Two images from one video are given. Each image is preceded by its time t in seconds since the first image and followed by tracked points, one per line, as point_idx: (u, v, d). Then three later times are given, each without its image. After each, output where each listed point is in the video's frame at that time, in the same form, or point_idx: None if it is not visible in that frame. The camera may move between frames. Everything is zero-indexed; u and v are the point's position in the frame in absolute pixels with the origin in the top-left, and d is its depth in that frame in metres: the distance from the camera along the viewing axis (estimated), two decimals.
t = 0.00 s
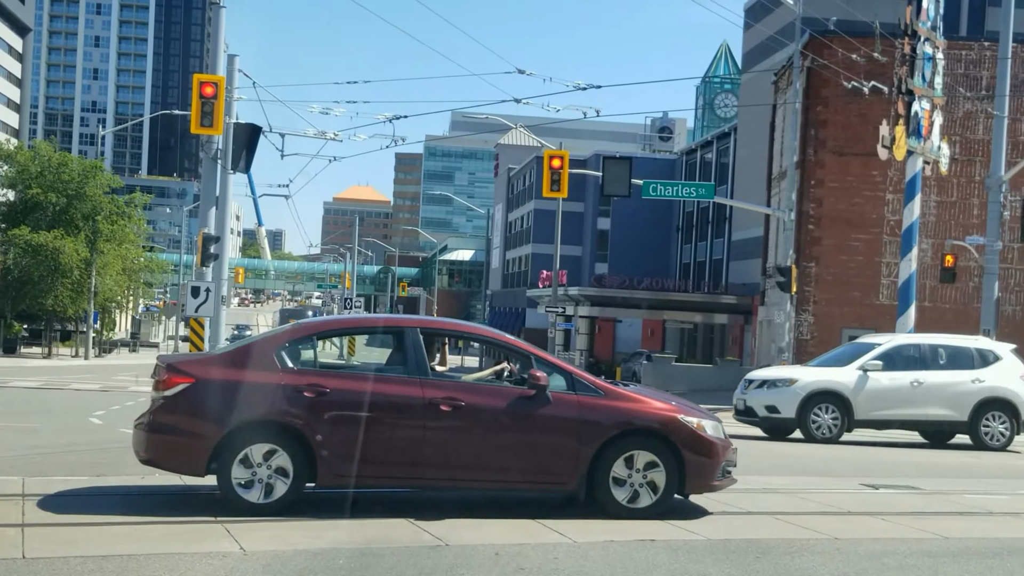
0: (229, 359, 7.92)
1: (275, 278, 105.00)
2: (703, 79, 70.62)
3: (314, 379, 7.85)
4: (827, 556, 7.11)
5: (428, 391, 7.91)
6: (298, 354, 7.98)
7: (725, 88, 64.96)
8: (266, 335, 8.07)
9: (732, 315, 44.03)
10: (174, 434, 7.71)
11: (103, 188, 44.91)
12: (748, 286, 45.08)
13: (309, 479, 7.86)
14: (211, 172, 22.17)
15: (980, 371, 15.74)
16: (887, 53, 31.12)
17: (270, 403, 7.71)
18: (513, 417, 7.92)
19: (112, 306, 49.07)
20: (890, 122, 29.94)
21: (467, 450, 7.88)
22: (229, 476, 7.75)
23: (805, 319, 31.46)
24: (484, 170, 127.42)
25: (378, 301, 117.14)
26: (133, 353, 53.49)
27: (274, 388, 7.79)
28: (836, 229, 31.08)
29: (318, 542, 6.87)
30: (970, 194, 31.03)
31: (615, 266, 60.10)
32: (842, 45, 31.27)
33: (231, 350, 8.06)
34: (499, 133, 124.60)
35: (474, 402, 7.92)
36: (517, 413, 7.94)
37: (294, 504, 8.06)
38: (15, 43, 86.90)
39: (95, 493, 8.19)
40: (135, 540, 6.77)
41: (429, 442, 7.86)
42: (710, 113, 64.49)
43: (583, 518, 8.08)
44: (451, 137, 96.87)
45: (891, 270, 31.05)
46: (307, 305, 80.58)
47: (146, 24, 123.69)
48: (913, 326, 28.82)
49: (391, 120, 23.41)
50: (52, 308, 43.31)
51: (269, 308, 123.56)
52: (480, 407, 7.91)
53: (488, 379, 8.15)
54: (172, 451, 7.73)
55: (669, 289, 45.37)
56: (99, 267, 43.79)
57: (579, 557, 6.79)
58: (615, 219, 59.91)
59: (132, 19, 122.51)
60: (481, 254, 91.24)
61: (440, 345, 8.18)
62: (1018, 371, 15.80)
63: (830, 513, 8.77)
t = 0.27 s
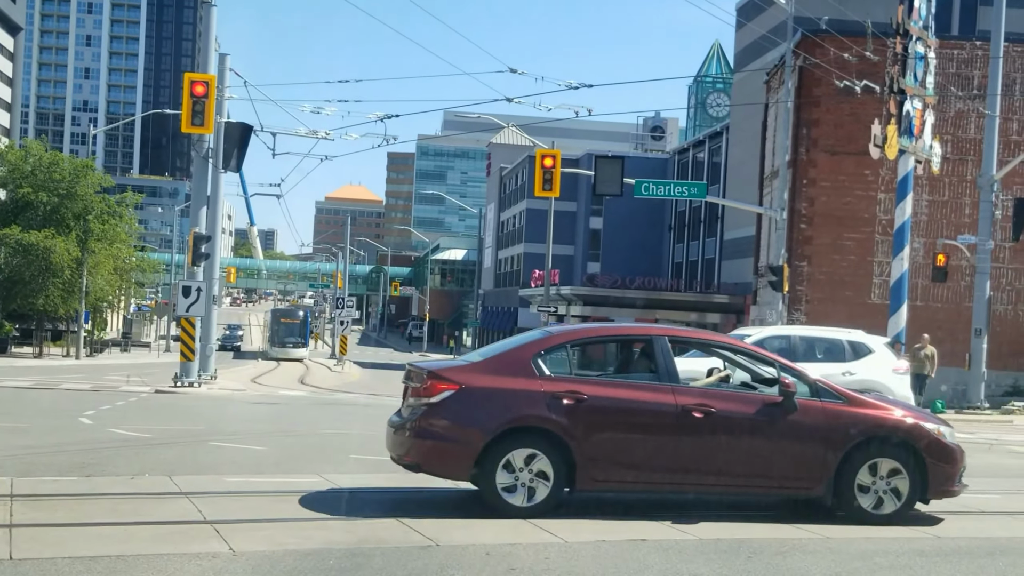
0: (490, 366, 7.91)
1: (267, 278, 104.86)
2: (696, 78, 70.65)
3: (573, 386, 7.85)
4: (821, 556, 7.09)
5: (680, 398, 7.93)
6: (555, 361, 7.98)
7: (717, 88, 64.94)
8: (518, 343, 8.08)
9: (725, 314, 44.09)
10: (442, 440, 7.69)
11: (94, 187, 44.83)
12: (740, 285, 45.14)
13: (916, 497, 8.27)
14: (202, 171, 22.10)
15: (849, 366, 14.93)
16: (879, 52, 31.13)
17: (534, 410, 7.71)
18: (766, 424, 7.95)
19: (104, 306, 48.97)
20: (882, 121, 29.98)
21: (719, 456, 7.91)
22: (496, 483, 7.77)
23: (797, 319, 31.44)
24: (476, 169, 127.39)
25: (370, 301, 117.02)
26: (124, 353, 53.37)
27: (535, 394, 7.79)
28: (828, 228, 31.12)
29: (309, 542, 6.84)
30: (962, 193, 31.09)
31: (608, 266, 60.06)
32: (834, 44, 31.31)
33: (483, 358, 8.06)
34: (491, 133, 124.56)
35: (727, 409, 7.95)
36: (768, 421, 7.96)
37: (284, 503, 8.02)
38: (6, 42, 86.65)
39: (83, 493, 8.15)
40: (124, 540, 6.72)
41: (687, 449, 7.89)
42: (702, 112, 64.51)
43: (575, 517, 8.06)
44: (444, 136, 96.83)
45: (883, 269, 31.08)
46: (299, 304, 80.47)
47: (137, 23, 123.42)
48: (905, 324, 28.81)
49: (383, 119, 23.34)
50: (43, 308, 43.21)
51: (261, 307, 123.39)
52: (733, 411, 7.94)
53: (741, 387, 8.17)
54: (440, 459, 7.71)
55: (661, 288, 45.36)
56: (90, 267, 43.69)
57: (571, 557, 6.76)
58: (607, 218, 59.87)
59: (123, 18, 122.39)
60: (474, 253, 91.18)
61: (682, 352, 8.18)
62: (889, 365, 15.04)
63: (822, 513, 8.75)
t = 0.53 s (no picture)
0: (747, 374, 8.06)
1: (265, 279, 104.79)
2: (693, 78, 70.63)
3: (832, 395, 7.94)
4: (819, 556, 7.07)
5: (934, 406, 7.97)
6: (811, 371, 8.09)
7: (714, 88, 64.96)
8: (772, 353, 8.19)
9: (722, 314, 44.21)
10: (702, 445, 7.89)
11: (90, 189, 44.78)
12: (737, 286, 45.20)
13: None
14: (199, 172, 22.07)
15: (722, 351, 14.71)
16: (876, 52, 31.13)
17: (793, 418, 7.82)
18: (1016, 434, 7.95)
19: (101, 307, 48.89)
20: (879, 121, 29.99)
21: (966, 465, 7.92)
22: (757, 489, 7.93)
23: (795, 319, 31.48)
24: (474, 170, 127.38)
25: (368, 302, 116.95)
26: (122, 355, 53.31)
27: (791, 401, 7.90)
28: (825, 228, 31.14)
29: (305, 544, 6.82)
30: (959, 193, 31.11)
31: (605, 267, 60.03)
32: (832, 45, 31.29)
33: (740, 367, 8.22)
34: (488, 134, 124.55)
35: (978, 417, 7.97)
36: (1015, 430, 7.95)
37: (279, 504, 8.00)
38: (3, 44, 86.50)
39: (80, 494, 8.14)
40: (119, 542, 6.71)
41: (935, 458, 7.94)
42: (699, 113, 64.50)
43: (572, 518, 8.04)
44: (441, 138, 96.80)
45: (881, 270, 31.09)
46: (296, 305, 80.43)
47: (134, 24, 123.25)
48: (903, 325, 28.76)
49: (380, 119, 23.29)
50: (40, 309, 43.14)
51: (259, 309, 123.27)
52: (987, 421, 7.95)
53: (972, 394, 8.16)
54: (698, 461, 7.90)
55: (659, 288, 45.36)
56: (87, 268, 43.63)
57: (568, 558, 6.74)
58: (604, 219, 59.82)
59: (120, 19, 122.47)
60: (471, 254, 91.14)
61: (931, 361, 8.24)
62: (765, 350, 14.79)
63: (820, 514, 8.72)
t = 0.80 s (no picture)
0: (1003, 388, 8.19)
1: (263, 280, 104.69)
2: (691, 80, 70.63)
3: None
4: (819, 558, 7.04)
5: None
6: None
7: (713, 90, 65.00)
8: None
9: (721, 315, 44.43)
10: (956, 456, 8.10)
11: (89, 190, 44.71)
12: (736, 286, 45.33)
13: None
14: (197, 172, 22.04)
15: (588, 352, 14.77)
16: (874, 53, 31.14)
17: None
18: None
19: (99, 309, 48.80)
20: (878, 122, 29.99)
21: None
22: None
23: (793, 321, 31.35)
24: (472, 172, 127.38)
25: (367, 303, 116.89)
26: (121, 356, 53.32)
27: None
28: (823, 230, 31.15)
29: (302, 546, 6.79)
30: (958, 194, 31.11)
31: (604, 268, 60.02)
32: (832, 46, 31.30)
33: (998, 375, 8.34)
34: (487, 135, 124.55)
35: None
36: None
37: (276, 506, 7.97)
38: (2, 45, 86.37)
39: (77, 496, 8.11)
40: (116, 544, 6.68)
41: None
42: (697, 113, 64.50)
43: (571, 519, 8.01)
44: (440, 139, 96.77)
45: (879, 271, 31.06)
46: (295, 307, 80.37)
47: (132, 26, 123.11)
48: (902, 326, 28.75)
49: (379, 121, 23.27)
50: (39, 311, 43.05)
51: (257, 310, 123.13)
52: None
53: None
54: (956, 470, 8.11)
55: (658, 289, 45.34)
56: (85, 269, 43.55)
57: (566, 560, 6.71)
58: (603, 220, 59.82)
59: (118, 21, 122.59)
60: (470, 256, 91.09)
61: None
62: (627, 352, 14.90)
63: (819, 515, 8.69)
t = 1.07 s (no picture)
0: None
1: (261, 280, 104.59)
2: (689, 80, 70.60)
3: None
4: (816, 559, 7.02)
5: None
6: None
7: (710, 90, 65.06)
8: None
9: (719, 316, 44.36)
10: None
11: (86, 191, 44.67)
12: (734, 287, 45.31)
13: None
14: (194, 173, 22.01)
15: (446, 346, 14.75)
16: (872, 53, 31.17)
17: None
18: None
19: (96, 309, 48.70)
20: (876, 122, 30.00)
21: None
22: None
23: (791, 321, 31.35)
24: (470, 172, 127.32)
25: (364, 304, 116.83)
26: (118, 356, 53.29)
27: None
28: (821, 229, 31.14)
29: (298, 547, 6.77)
30: (956, 194, 31.11)
31: (602, 268, 60.03)
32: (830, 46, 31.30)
33: None
34: (485, 136, 124.50)
35: None
36: None
37: (272, 508, 7.94)
38: None
39: (74, 497, 8.10)
40: (111, 546, 6.67)
41: None
42: (695, 114, 64.48)
43: (568, 520, 7.99)
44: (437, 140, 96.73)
45: (877, 272, 31.06)
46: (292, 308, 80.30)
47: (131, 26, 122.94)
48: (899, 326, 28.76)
49: (376, 121, 23.25)
50: (35, 311, 42.92)
51: (255, 311, 123.16)
52: None
53: None
54: None
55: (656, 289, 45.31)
56: (83, 271, 43.47)
57: (562, 561, 6.69)
58: (601, 221, 59.83)
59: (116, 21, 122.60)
60: (467, 256, 91.04)
61: None
62: (487, 347, 14.87)
63: (817, 516, 8.68)
